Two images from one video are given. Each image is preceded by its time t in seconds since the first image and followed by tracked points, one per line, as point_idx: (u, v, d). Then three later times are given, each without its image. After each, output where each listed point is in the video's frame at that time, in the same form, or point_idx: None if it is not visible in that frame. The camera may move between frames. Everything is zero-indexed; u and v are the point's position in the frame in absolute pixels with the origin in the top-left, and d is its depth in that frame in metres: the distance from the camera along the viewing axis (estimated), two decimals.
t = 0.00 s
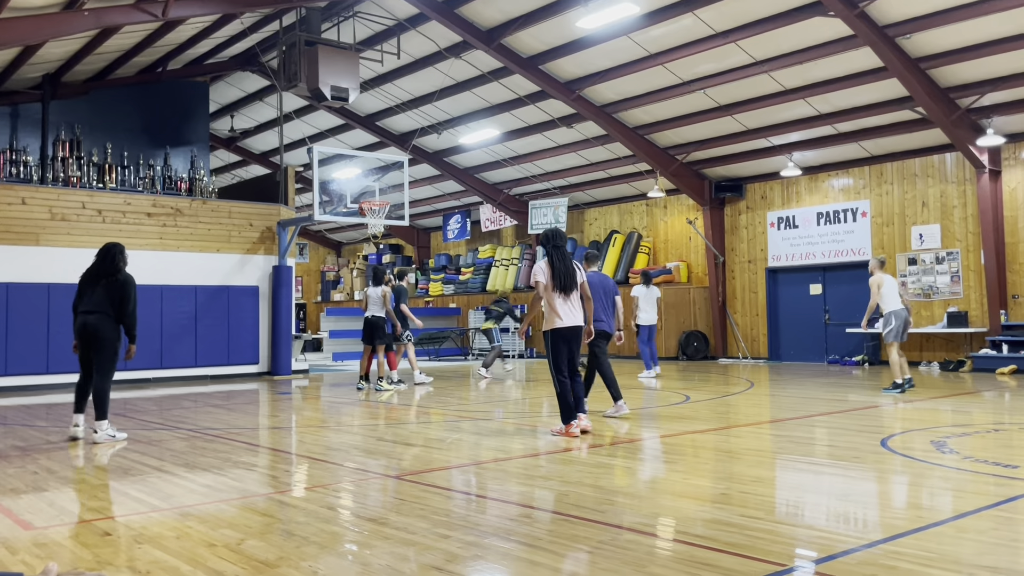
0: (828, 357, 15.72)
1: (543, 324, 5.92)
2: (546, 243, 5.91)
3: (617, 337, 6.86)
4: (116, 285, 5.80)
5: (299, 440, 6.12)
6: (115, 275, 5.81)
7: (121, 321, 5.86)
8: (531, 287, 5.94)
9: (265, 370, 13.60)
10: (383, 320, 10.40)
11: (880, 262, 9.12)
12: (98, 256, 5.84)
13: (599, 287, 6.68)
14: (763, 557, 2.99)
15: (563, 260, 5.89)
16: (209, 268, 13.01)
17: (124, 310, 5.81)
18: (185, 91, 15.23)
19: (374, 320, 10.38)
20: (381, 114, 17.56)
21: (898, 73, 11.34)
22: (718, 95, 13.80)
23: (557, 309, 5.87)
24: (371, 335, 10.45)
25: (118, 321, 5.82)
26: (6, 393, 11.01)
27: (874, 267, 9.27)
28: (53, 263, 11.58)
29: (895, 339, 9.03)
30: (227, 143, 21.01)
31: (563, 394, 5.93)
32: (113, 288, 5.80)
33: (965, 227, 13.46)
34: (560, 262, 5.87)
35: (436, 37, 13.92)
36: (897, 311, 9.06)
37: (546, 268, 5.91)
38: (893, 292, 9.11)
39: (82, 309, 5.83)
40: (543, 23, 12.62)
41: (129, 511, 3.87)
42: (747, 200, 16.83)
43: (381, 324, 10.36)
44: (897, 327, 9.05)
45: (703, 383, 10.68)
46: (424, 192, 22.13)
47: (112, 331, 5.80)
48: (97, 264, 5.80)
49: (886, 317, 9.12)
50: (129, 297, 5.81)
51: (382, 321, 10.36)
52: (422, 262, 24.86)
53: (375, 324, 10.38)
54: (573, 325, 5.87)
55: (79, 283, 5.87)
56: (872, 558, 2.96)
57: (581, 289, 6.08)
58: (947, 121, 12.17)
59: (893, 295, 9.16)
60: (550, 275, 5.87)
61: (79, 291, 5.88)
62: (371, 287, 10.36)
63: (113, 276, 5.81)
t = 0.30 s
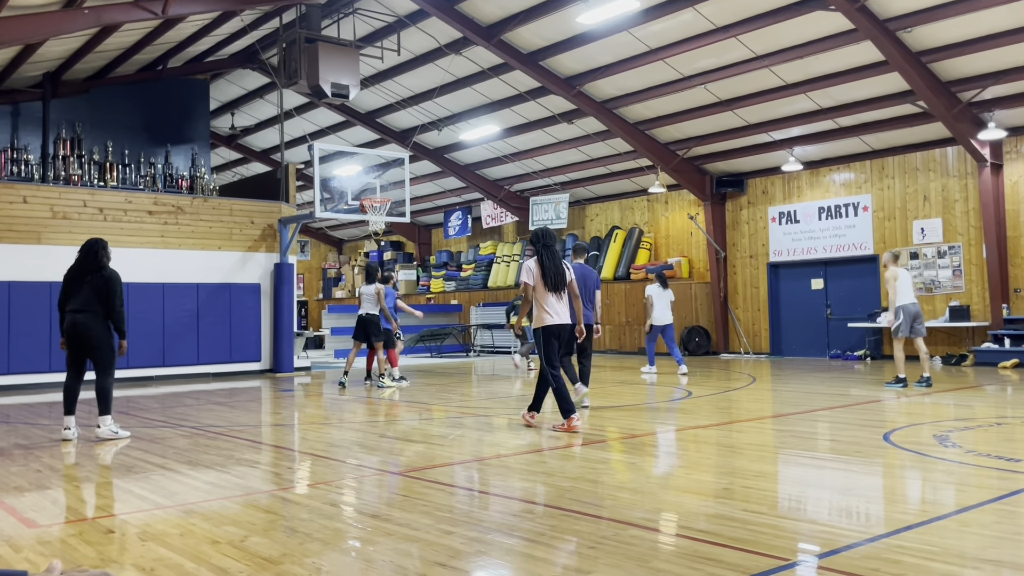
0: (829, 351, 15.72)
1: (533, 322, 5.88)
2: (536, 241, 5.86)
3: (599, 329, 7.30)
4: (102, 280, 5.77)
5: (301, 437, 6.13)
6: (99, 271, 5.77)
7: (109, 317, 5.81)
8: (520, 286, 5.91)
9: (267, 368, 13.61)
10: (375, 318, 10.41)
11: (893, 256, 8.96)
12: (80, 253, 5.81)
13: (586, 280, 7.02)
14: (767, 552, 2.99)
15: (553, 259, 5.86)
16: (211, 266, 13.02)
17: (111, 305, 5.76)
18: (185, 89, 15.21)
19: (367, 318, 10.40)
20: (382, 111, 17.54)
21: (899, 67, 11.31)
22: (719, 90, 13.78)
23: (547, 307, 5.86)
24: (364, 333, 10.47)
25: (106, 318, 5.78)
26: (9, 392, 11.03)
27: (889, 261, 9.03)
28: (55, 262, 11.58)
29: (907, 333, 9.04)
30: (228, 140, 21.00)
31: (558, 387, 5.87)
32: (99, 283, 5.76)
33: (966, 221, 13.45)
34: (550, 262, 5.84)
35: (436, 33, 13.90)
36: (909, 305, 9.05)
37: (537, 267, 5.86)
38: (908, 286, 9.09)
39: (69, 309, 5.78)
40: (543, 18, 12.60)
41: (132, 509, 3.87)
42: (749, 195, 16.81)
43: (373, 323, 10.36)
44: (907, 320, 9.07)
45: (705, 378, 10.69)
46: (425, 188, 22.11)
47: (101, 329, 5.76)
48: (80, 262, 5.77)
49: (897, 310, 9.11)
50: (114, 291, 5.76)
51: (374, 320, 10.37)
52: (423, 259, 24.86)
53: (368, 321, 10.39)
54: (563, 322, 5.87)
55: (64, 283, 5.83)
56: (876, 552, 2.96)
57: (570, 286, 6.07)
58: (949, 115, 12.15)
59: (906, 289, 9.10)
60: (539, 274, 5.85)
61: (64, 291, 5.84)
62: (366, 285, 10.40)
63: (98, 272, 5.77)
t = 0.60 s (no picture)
0: (831, 347, 15.70)
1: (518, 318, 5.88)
2: (530, 238, 5.85)
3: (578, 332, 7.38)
4: (93, 278, 5.74)
5: (303, 434, 6.15)
6: (89, 269, 5.74)
7: (104, 314, 5.80)
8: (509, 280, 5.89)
9: (269, 365, 13.64)
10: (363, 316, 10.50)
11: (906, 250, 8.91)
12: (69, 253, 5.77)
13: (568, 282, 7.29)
14: (768, 546, 3.00)
15: (545, 257, 5.86)
16: (213, 264, 13.03)
17: (103, 302, 5.74)
18: (186, 87, 15.21)
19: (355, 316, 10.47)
20: (382, 108, 17.54)
21: (901, 62, 11.29)
22: (720, 85, 13.76)
23: (534, 304, 5.85)
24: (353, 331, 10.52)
25: (100, 315, 5.77)
26: (11, 391, 11.05)
27: (903, 256, 8.93)
28: (56, 261, 11.60)
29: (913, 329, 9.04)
30: (229, 138, 21.01)
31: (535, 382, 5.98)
32: (90, 281, 5.74)
33: (968, 216, 13.43)
34: (540, 259, 5.84)
35: (436, 30, 13.90)
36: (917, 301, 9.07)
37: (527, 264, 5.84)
38: (918, 282, 9.06)
39: (65, 309, 5.78)
40: (543, 15, 12.60)
41: (135, 506, 3.88)
42: (750, 191, 16.79)
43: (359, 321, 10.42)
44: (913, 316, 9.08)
45: (706, 374, 10.71)
46: (426, 186, 22.11)
47: (97, 327, 5.75)
48: (70, 261, 5.74)
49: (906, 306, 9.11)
50: (106, 289, 5.73)
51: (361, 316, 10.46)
52: (424, 256, 24.87)
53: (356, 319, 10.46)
54: (547, 320, 5.89)
55: (57, 283, 5.82)
56: (877, 547, 2.97)
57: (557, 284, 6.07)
58: (950, 110, 12.12)
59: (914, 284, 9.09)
60: (529, 271, 5.84)
61: (59, 291, 5.83)
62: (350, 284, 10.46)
63: (88, 270, 5.74)
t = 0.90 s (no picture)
0: (833, 344, 15.70)
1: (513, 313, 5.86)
2: (527, 234, 5.87)
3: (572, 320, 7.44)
4: (92, 277, 5.74)
5: (305, 432, 6.15)
6: (88, 267, 5.74)
7: (104, 312, 5.80)
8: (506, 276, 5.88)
9: (271, 363, 13.66)
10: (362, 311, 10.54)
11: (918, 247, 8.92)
12: (67, 252, 5.76)
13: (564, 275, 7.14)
14: (770, 543, 3.00)
15: (542, 253, 5.90)
16: (215, 262, 13.04)
17: (103, 301, 5.74)
18: (187, 85, 15.21)
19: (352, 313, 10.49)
20: (383, 106, 17.54)
21: (902, 58, 11.28)
22: (721, 82, 13.75)
23: (530, 300, 5.86)
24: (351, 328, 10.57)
25: (100, 312, 5.77)
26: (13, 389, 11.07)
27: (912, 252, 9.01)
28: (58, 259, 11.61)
29: (921, 326, 9.05)
30: (230, 137, 21.01)
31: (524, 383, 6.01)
32: (88, 281, 5.73)
33: (969, 212, 13.42)
34: (539, 256, 5.88)
35: (437, 28, 13.90)
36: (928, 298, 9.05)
37: (525, 259, 5.87)
38: (929, 279, 9.03)
39: (65, 308, 5.79)
40: (543, 12, 12.59)
41: (138, 505, 3.88)
42: (751, 187, 16.78)
43: (359, 316, 10.46)
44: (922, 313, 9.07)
45: (707, 371, 10.73)
46: (427, 183, 22.11)
47: (97, 325, 5.75)
48: (68, 260, 5.74)
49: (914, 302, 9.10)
50: (105, 287, 5.73)
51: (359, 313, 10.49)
52: (425, 254, 24.87)
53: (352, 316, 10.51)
54: (543, 317, 5.90)
55: (56, 282, 5.81)
56: (879, 543, 2.97)
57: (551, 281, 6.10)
58: (951, 106, 12.10)
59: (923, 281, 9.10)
60: (527, 266, 5.86)
61: (58, 289, 5.83)
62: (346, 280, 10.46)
63: (87, 269, 5.74)
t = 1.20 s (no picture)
0: (836, 342, 15.69)
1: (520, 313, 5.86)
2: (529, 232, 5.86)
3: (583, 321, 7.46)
4: (95, 276, 5.74)
5: (309, 431, 6.15)
6: (92, 266, 5.73)
7: (107, 312, 5.82)
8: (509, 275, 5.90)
9: (274, 362, 13.67)
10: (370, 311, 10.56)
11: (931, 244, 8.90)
12: (70, 251, 5.76)
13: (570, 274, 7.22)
14: (773, 541, 3.00)
15: (544, 251, 5.89)
16: (218, 261, 13.06)
17: (106, 300, 5.75)
18: (190, 84, 15.23)
19: (358, 312, 10.50)
20: (386, 105, 17.55)
21: (905, 56, 11.25)
22: (723, 80, 13.73)
23: (535, 298, 5.85)
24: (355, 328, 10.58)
25: (104, 311, 5.78)
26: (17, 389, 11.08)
27: (925, 248, 8.94)
28: (62, 258, 11.64)
29: (930, 324, 9.05)
30: (233, 136, 21.03)
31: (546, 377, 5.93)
32: (91, 280, 5.73)
33: (972, 210, 13.40)
34: (541, 254, 5.87)
35: (439, 26, 13.90)
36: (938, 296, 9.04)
37: (528, 258, 5.87)
38: (940, 277, 8.99)
39: (69, 306, 5.80)
40: (546, 11, 12.58)
41: (142, 504, 3.89)
42: (754, 185, 16.76)
43: (368, 315, 10.50)
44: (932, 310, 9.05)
45: (711, 369, 10.72)
46: (430, 182, 22.12)
47: (100, 324, 5.76)
48: (71, 259, 5.74)
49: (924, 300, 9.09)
50: (108, 287, 5.73)
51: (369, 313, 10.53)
52: (428, 253, 24.88)
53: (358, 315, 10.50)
54: (549, 314, 5.89)
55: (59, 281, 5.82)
56: (883, 542, 2.96)
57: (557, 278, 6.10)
58: (954, 103, 12.08)
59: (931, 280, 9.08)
60: (530, 265, 5.86)
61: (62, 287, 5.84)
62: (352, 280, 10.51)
63: (91, 268, 5.74)
